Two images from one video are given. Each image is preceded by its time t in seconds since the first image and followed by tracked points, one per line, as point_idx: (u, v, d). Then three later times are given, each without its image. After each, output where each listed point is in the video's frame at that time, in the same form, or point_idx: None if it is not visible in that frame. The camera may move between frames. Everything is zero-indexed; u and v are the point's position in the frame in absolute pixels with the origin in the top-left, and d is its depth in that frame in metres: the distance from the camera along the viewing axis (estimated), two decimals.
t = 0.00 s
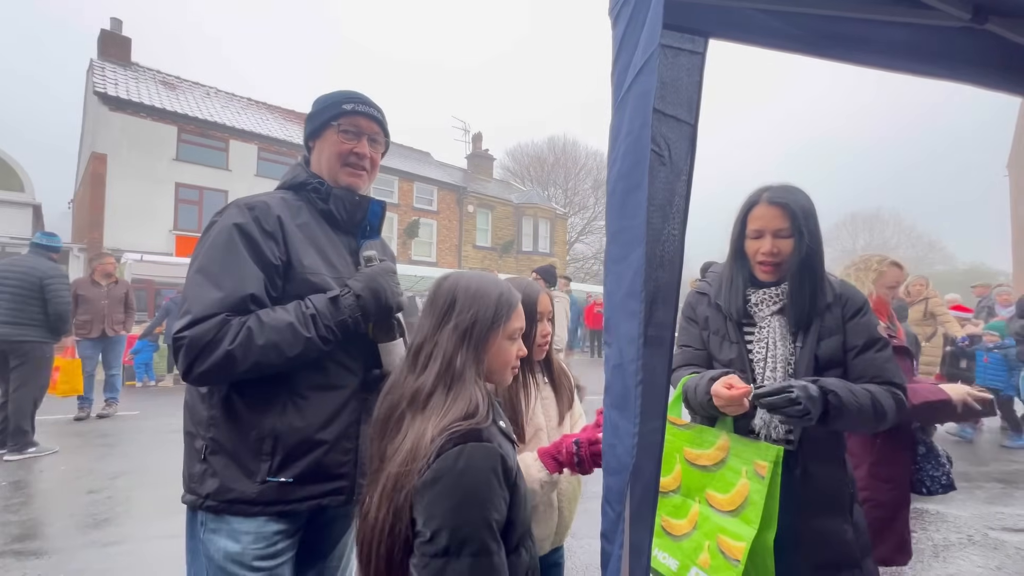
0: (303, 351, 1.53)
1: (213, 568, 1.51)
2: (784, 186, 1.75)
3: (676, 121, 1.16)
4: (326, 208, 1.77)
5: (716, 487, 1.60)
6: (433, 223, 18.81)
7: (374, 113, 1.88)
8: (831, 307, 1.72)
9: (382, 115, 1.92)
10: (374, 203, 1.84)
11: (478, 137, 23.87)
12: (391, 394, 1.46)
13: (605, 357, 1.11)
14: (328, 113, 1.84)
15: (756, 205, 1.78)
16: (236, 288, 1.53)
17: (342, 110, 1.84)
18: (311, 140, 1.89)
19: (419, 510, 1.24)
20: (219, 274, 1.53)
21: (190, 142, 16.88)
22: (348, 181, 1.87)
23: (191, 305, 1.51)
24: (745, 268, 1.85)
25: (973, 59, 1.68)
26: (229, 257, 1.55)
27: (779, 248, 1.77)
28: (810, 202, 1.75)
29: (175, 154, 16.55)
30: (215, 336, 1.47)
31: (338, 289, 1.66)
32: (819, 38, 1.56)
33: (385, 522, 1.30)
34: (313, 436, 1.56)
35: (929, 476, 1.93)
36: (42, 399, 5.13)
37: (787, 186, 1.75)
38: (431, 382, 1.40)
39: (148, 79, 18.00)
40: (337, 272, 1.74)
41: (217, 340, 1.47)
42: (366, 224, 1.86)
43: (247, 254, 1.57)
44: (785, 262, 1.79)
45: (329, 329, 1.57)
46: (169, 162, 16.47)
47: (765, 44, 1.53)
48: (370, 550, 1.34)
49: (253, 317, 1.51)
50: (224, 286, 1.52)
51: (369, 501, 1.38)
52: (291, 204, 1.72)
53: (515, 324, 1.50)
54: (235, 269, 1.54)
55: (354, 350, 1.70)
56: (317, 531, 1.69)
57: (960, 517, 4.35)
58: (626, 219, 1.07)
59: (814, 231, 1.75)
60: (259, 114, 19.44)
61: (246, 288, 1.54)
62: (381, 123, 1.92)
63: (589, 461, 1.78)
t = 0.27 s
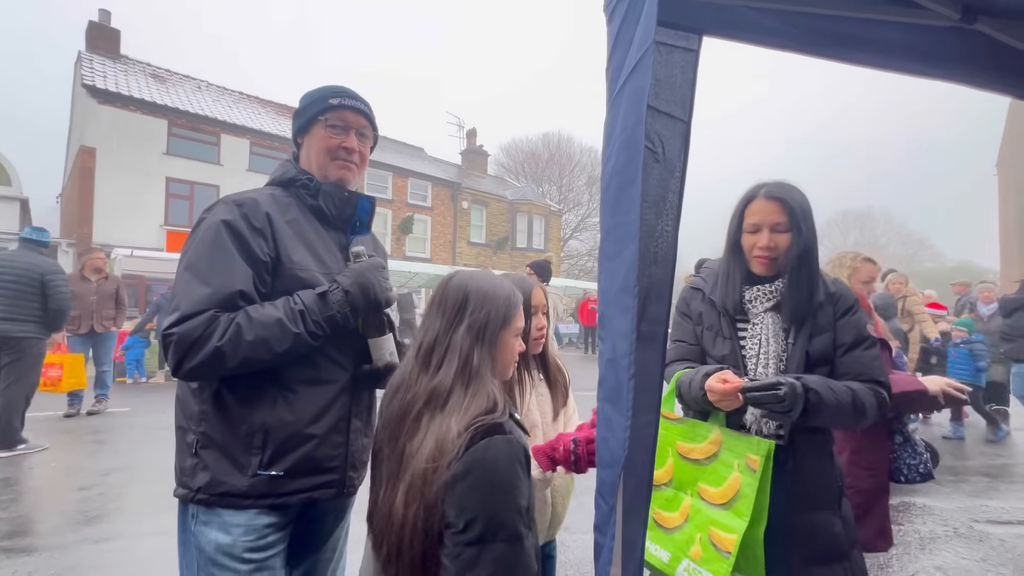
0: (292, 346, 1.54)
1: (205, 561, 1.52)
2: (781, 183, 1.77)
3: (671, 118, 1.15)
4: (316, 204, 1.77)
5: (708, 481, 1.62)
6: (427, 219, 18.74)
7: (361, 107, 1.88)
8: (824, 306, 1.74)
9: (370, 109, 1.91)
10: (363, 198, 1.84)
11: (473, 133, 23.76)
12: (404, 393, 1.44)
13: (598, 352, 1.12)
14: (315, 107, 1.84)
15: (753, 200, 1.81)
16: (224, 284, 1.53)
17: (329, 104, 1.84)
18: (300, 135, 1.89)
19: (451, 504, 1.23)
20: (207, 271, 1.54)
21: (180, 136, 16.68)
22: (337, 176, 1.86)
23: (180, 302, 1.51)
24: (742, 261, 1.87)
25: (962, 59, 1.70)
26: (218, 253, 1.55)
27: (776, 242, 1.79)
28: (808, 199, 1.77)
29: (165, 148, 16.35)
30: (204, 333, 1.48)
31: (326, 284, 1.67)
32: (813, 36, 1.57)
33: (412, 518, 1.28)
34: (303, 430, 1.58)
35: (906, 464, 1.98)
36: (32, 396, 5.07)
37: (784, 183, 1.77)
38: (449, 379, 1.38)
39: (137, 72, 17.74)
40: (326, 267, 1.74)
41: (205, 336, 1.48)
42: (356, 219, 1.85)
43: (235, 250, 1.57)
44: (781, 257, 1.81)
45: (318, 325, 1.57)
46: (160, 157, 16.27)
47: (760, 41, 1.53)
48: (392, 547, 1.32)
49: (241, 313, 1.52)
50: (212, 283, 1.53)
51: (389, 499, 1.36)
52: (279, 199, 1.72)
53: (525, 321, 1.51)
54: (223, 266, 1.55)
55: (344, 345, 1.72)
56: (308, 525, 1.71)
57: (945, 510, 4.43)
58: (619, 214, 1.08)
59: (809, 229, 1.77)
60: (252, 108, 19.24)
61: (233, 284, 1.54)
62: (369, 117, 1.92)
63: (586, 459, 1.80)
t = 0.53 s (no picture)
0: (282, 338, 1.53)
1: (195, 551, 1.52)
2: (773, 177, 1.78)
3: (667, 109, 1.13)
4: (305, 195, 1.76)
5: (701, 471, 1.63)
6: (420, 213, 18.63)
7: (353, 98, 1.86)
8: (815, 298, 1.76)
9: (362, 100, 1.89)
10: (354, 191, 1.83)
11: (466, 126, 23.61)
12: (408, 384, 1.41)
13: (595, 341, 1.11)
14: (304, 99, 1.82)
15: (746, 193, 1.81)
16: (213, 275, 1.51)
17: (320, 95, 1.82)
18: (291, 127, 1.87)
19: (468, 494, 1.21)
20: (195, 262, 1.52)
21: (169, 128, 16.42)
22: (328, 167, 1.84)
23: (167, 293, 1.49)
24: (736, 255, 1.89)
25: (954, 53, 1.71)
26: (207, 244, 1.53)
27: (769, 235, 1.80)
28: (800, 192, 1.78)
29: (153, 140, 16.10)
30: (192, 324, 1.47)
31: (316, 276, 1.66)
32: (808, 28, 1.57)
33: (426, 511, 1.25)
34: (293, 422, 1.58)
35: (891, 452, 1.98)
36: (18, 391, 4.99)
37: (777, 176, 1.78)
38: (456, 370, 1.36)
39: (124, 61, 17.39)
40: (316, 259, 1.73)
41: (194, 327, 1.47)
42: (347, 211, 1.84)
43: (224, 241, 1.55)
44: (774, 249, 1.82)
45: (308, 317, 1.56)
46: (148, 149, 16.02)
47: (754, 32, 1.53)
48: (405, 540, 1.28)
49: (230, 304, 1.51)
50: (200, 274, 1.51)
51: (397, 491, 1.32)
52: (270, 191, 1.70)
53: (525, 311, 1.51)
54: (212, 257, 1.53)
55: (335, 337, 1.71)
56: (298, 516, 1.71)
57: (930, 500, 4.52)
58: (614, 205, 1.07)
59: (801, 221, 1.78)
60: (242, 100, 18.98)
61: (222, 275, 1.52)
62: (360, 108, 1.90)
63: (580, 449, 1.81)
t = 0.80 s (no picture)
0: (268, 329, 1.51)
1: (178, 546, 1.50)
2: (757, 169, 1.80)
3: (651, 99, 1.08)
4: (290, 185, 1.73)
5: (685, 459, 1.66)
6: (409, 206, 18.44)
7: (340, 89, 1.83)
8: (798, 290, 1.78)
9: (348, 91, 1.86)
10: (339, 181, 1.80)
11: (455, 119, 23.42)
12: (400, 376, 1.37)
13: (579, 329, 1.11)
14: (290, 88, 1.79)
15: (731, 185, 1.83)
16: (196, 266, 1.48)
17: (305, 84, 1.78)
18: (275, 116, 1.83)
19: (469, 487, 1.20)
20: (179, 252, 1.48)
21: (149, 118, 16.01)
22: (313, 157, 1.81)
23: (149, 283, 1.46)
24: (720, 246, 1.89)
25: (934, 46, 1.74)
26: (190, 233, 1.50)
27: (754, 227, 1.81)
28: (783, 183, 1.80)
29: (133, 130, 15.69)
30: (177, 315, 1.44)
31: (303, 268, 1.63)
32: (794, 20, 1.58)
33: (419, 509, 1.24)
34: (280, 414, 1.56)
35: (864, 439, 2.00)
36: None
37: (760, 169, 1.80)
38: (449, 362, 1.33)
39: (101, 49, 16.90)
40: (301, 251, 1.70)
41: (179, 318, 1.44)
42: (332, 203, 1.81)
43: (208, 230, 1.52)
44: (758, 241, 1.83)
45: (295, 308, 1.55)
46: (128, 139, 15.61)
47: (741, 23, 1.54)
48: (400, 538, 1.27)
49: (215, 295, 1.48)
50: (185, 264, 1.48)
51: (391, 485, 1.31)
52: (253, 180, 1.67)
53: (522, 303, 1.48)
54: (195, 247, 1.49)
55: (322, 330, 1.69)
56: (284, 509, 1.69)
57: (908, 488, 4.64)
58: (599, 192, 1.06)
59: (783, 213, 1.80)
60: (225, 90, 18.55)
61: (206, 266, 1.49)
62: (347, 99, 1.87)
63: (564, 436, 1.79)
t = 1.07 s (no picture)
0: (247, 324, 1.49)
1: (152, 545, 1.47)
2: (734, 165, 1.83)
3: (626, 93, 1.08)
4: (268, 177, 1.70)
5: (662, 451, 1.69)
6: (393, 201, 18.27)
7: (320, 80, 1.80)
8: (773, 284, 1.82)
9: (329, 83, 1.83)
10: (319, 174, 1.77)
11: (440, 114, 23.22)
12: (383, 373, 1.33)
13: (551, 322, 1.12)
14: (268, 78, 1.75)
15: (708, 180, 1.86)
16: (171, 259, 1.45)
17: (284, 74, 1.75)
18: (252, 107, 1.80)
19: (479, 468, 1.22)
20: (152, 245, 1.45)
21: (123, 109, 15.55)
22: (291, 150, 1.79)
23: (121, 277, 1.43)
24: (698, 242, 1.93)
25: (903, 44, 1.78)
26: (164, 226, 1.46)
27: (730, 222, 1.84)
28: (760, 180, 1.84)
29: (106, 122, 15.23)
30: (151, 310, 1.41)
31: (283, 262, 1.61)
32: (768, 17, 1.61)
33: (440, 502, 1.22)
34: (259, 410, 1.54)
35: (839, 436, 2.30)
36: None
37: (737, 165, 1.83)
38: (434, 358, 1.30)
39: (71, 37, 16.32)
40: (280, 244, 1.67)
41: (153, 313, 1.41)
42: (312, 196, 1.79)
43: (182, 223, 1.49)
44: (735, 236, 1.86)
45: (274, 302, 1.53)
46: (100, 131, 15.14)
47: (717, 20, 1.56)
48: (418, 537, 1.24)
49: (191, 289, 1.45)
50: (158, 257, 1.44)
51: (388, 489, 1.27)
52: (230, 172, 1.64)
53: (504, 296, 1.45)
54: (169, 240, 1.46)
55: (302, 325, 1.67)
56: (262, 506, 1.68)
57: (880, 477, 4.79)
58: (572, 185, 1.08)
59: (759, 208, 1.83)
60: (202, 81, 18.10)
61: (181, 260, 1.46)
62: (327, 91, 1.84)
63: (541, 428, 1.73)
